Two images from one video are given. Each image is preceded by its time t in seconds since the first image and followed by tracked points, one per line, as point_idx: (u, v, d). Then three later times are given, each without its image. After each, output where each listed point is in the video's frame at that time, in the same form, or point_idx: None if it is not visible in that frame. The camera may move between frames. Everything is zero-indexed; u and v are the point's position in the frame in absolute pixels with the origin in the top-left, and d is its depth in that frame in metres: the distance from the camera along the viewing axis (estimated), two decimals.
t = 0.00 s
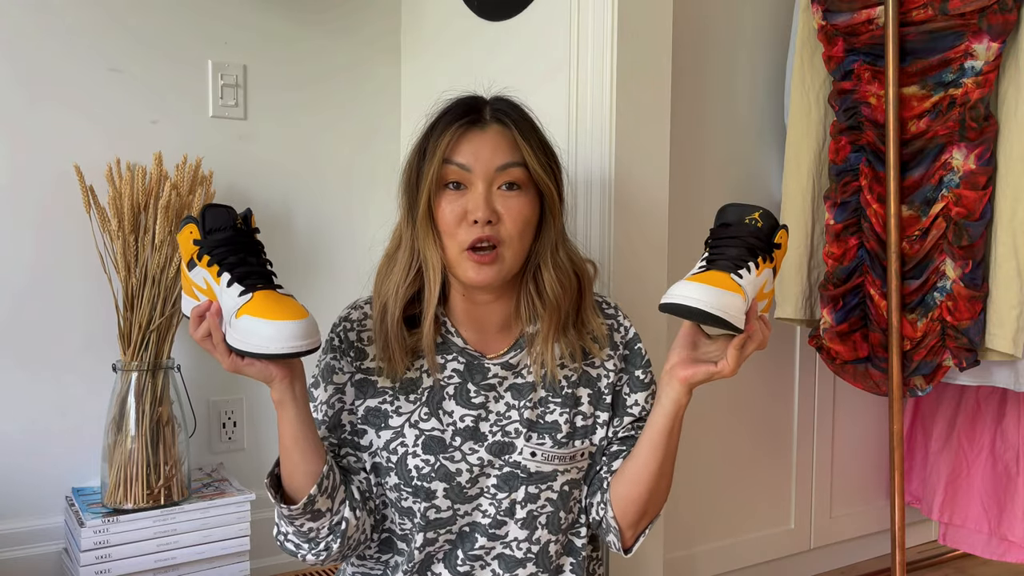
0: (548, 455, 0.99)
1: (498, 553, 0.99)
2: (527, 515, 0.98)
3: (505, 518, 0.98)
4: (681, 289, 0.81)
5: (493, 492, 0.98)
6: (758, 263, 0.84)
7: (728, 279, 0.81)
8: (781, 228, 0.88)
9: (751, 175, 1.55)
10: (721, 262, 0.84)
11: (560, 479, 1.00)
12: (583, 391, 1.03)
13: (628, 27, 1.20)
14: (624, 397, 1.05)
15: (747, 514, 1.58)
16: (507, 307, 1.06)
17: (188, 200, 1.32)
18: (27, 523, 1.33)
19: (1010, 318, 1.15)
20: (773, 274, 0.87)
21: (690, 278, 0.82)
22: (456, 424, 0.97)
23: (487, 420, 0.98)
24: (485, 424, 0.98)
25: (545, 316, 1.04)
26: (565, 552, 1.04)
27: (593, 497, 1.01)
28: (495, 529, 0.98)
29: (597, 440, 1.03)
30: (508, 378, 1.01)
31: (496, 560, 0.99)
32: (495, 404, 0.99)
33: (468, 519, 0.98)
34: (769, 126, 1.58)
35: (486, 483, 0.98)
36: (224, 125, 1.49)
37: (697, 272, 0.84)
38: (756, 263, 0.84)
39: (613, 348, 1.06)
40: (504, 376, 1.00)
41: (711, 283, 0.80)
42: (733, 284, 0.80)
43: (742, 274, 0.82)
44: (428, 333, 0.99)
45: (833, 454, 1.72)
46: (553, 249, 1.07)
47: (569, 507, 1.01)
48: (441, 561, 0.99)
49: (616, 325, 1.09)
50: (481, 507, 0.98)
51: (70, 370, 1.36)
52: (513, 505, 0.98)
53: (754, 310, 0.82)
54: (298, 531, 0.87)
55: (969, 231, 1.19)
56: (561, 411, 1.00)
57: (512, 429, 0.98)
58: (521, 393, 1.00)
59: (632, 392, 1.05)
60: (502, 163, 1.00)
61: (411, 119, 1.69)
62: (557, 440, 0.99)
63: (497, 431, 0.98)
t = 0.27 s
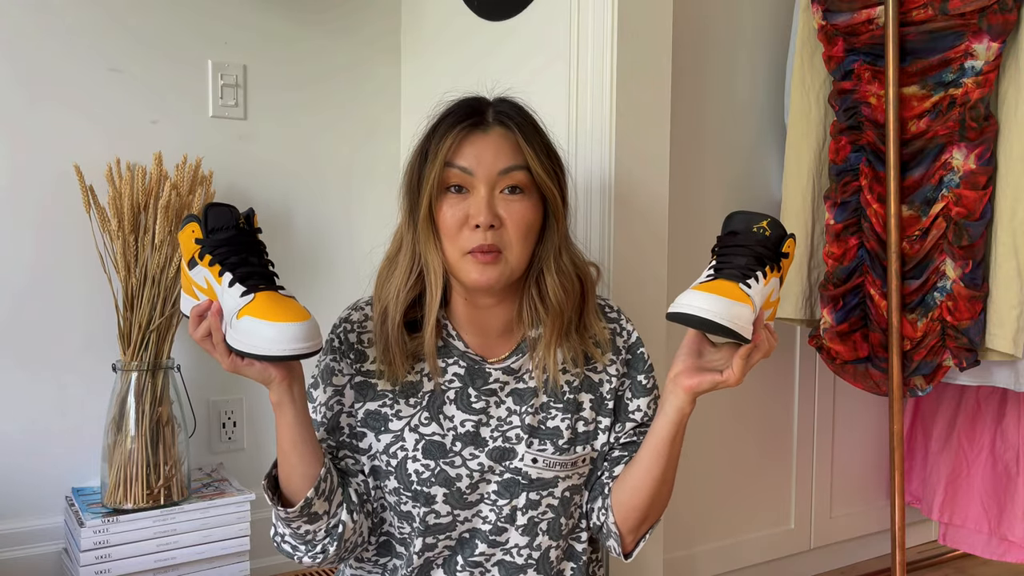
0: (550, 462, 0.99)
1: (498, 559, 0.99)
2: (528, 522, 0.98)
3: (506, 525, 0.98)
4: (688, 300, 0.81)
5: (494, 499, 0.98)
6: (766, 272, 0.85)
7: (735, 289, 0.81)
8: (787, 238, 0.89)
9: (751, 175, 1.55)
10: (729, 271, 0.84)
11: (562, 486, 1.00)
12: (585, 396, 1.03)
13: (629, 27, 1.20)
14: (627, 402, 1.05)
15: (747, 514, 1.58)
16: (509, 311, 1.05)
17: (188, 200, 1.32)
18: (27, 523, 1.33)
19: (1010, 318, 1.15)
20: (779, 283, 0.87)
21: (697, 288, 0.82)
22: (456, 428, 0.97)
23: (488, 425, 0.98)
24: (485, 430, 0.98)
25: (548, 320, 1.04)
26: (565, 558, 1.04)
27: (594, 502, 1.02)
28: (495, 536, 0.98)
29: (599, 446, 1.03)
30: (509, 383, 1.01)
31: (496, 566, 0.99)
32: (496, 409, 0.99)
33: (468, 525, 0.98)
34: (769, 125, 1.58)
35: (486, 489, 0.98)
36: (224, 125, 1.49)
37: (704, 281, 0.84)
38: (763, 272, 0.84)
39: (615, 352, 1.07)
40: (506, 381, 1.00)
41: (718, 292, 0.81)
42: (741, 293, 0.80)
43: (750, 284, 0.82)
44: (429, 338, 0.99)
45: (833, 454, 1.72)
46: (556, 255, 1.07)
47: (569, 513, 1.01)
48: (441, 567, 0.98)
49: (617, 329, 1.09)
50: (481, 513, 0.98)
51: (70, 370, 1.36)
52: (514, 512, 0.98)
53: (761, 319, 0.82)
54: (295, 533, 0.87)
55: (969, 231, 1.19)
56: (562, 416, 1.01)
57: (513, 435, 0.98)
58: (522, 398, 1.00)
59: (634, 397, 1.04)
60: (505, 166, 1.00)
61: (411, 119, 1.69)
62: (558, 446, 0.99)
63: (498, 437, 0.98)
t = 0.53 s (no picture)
0: (551, 464, 0.99)
1: (499, 560, 0.99)
2: (529, 523, 0.99)
3: (506, 526, 0.98)
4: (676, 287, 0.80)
5: (495, 500, 0.98)
6: (753, 263, 0.84)
7: (722, 276, 0.80)
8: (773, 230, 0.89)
9: (751, 175, 1.55)
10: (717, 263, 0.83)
11: (562, 488, 1.00)
12: (586, 398, 1.03)
13: (629, 27, 1.20)
14: (628, 405, 1.05)
15: (748, 515, 1.58)
16: (511, 312, 1.06)
17: (188, 200, 1.32)
18: (27, 523, 1.33)
19: (1010, 318, 1.15)
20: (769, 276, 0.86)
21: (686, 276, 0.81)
22: (458, 430, 0.96)
23: (489, 427, 0.98)
24: (487, 431, 0.97)
25: (550, 323, 1.04)
26: (566, 559, 1.04)
27: (596, 504, 1.02)
28: (495, 537, 0.98)
29: (600, 447, 1.03)
30: (511, 385, 1.01)
31: (496, 567, 0.99)
32: (498, 410, 0.99)
33: (468, 526, 0.98)
34: (769, 125, 1.58)
35: (487, 491, 0.98)
36: (224, 125, 1.49)
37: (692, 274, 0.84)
38: (750, 262, 0.84)
39: (618, 354, 1.06)
40: (507, 383, 1.00)
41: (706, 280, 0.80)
42: (730, 281, 0.80)
43: (737, 272, 0.81)
44: (431, 339, 0.98)
45: (833, 454, 1.72)
46: (558, 257, 1.07)
47: (570, 515, 1.02)
48: (441, 568, 0.99)
49: (619, 332, 1.09)
50: (482, 514, 0.98)
51: (70, 370, 1.36)
52: (514, 513, 0.98)
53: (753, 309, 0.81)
54: (294, 531, 0.88)
55: (969, 231, 1.19)
56: (563, 419, 1.00)
57: (514, 437, 0.98)
58: (524, 400, 1.00)
59: (636, 400, 1.05)
60: (508, 168, 1.00)
61: (411, 119, 1.69)
62: (560, 448, 0.99)
63: (499, 438, 0.98)
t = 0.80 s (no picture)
0: (551, 460, 0.99)
1: (499, 557, 0.99)
2: (530, 519, 0.99)
3: (507, 522, 0.98)
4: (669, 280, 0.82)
5: (495, 496, 0.98)
6: (748, 261, 0.84)
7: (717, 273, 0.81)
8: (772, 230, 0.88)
9: (751, 175, 1.55)
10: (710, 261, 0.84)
11: (562, 484, 1.00)
12: (586, 396, 1.03)
13: (628, 27, 1.20)
14: (628, 402, 1.05)
15: (748, 514, 1.58)
16: (511, 310, 1.06)
17: (188, 200, 1.32)
18: (27, 523, 1.33)
19: (1010, 318, 1.15)
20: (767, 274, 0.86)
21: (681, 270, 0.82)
22: (458, 426, 0.97)
23: (490, 424, 0.98)
24: (488, 427, 0.98)
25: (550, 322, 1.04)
26: (566, 556, 1.04)
27: (596, 501, 1.02)
28: (496, 533, 0.98)
29: (600, 445, 1.03)
30: (512, 381, 1.01)
31: (497, 564, 0.99)
32: (498, 407, 0.99)
33: (469, 523, 0.98)
34: (768, 125, 1.58)
35: (488, 487, 0.98)
36: (223, 125, 1.49)
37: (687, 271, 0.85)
38: (745, 259, 0.84)
39: (617, 352, 1.06)
40: (508, 379, 1.00)
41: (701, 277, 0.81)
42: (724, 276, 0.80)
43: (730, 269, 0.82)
44: (433, 337, 0.98)
45: (833, 454, 1.72)
46: (558, 256, 1.07)
47: (570, 511, 1.01)
48: (442, 565, 0.99)
49: (618, 330, 1.09)
50: (482, 511, 0.98)
51: (70, 370, 1.36)
52: (515, 509, 0.98)
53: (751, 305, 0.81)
54: (296, 528, 0.88)
55: (969, 231, 1.18)
56: (563, 416, 1.01)
57: (515, 433, 0.98)
58: (524, 397, 1.00)
59: (635, 397, 1.05)
60: (508, 169, 1.00)
61: (411, 119, 1.69)
62: (560, 444, 1.00)
63: (500, 434, 0.98)
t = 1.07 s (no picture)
0: (550, 454, 0.99)
1: (499, 551, 0.98)
2: (529, 513, 0.98)
3: (506, 516, 0.98)
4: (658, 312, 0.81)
5: (494, 490, 0.98)
6: (756, 285, 0.83)
7: (714, 303, 0.80)
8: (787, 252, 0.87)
9: (751, 175, 1.55)
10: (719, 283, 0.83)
11: (561, 478, 1.00)
12: (584, 391, 1.03)
13: (629, 28, 1.20)
14: (625, 399, 1.05)
15: (749, 514, 1.58)
16: (511, 307, 1.06)
17: (188, 200, 1.32)
18: (27, 523, 1.33)
19: (1010, 318, 1.15)
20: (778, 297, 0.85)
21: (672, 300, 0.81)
22: (457, 420, 0.97)
23: (488, 418, 0.98)
24: (486, 422, 0.98)
25: (548, 319, 1.04)
26: (564, 551, 1.04)
27: (591, 498, 1.02)
28: (495, 527, 0.98)
29: (598, 440, 1.03)
30: (510, 376, 1.01)
31: (497, 559, 0.99)
32: (497, 401, 0.99)
33: (468, 517, 0.98)
34: (769, 125, 1.58)
35: (487, 481, 0.98)
36: (223, 125, 1.49)
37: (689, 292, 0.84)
38: (751, 284, 0.83)
39: (615, 349, 1.07)
40: (507, 374, 1.01)
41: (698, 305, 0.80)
42: (721, 308, 0.79)
43: (731, 297, 0.81)
44: (434, 332, 1.00)
45: (833, 454, 1.72)
46: (556, 254, 1.06)
47: (568, 506, 1.01)
48: (442, 560, 0.99)
49: (617, 327, 1.09)
50: (481, 505, 0.98)
51: (70, 371, 1.36)
52: (514, 503, 0.98)
53: (752, 331, 0.80)
54: (303, 532, 0.87)
55: (969, 231, 1.19)
56: (562, 411, 1.00)
57: (513, 427, 0.98)
58: (523, 391, 1.00)
59: (633, 394, 1.05)
60: (503, 168, 1.00)
61: (411, 119, 1.68)
62: (559, 439, 0.99)
63: (498, 429, 0.98)
